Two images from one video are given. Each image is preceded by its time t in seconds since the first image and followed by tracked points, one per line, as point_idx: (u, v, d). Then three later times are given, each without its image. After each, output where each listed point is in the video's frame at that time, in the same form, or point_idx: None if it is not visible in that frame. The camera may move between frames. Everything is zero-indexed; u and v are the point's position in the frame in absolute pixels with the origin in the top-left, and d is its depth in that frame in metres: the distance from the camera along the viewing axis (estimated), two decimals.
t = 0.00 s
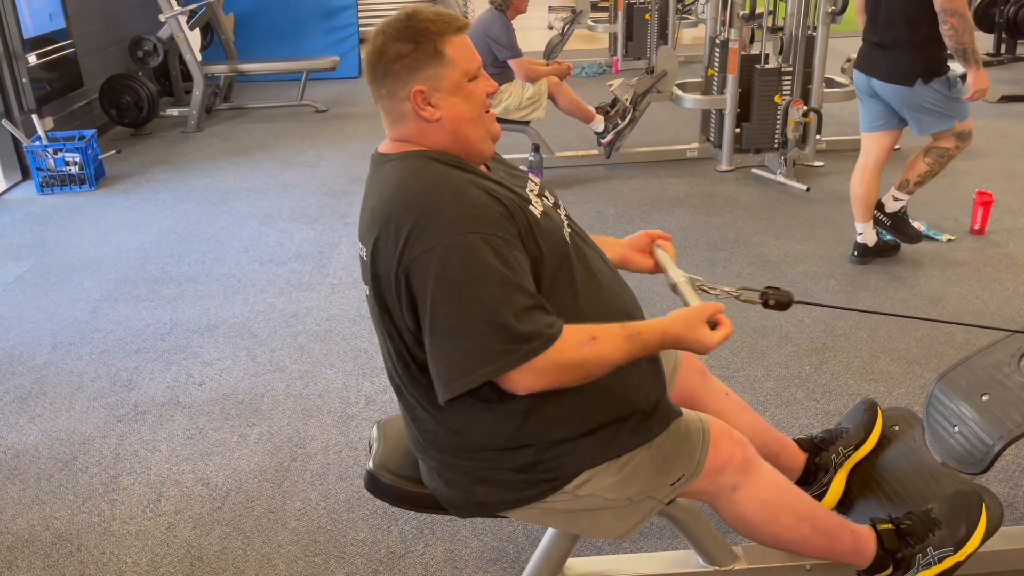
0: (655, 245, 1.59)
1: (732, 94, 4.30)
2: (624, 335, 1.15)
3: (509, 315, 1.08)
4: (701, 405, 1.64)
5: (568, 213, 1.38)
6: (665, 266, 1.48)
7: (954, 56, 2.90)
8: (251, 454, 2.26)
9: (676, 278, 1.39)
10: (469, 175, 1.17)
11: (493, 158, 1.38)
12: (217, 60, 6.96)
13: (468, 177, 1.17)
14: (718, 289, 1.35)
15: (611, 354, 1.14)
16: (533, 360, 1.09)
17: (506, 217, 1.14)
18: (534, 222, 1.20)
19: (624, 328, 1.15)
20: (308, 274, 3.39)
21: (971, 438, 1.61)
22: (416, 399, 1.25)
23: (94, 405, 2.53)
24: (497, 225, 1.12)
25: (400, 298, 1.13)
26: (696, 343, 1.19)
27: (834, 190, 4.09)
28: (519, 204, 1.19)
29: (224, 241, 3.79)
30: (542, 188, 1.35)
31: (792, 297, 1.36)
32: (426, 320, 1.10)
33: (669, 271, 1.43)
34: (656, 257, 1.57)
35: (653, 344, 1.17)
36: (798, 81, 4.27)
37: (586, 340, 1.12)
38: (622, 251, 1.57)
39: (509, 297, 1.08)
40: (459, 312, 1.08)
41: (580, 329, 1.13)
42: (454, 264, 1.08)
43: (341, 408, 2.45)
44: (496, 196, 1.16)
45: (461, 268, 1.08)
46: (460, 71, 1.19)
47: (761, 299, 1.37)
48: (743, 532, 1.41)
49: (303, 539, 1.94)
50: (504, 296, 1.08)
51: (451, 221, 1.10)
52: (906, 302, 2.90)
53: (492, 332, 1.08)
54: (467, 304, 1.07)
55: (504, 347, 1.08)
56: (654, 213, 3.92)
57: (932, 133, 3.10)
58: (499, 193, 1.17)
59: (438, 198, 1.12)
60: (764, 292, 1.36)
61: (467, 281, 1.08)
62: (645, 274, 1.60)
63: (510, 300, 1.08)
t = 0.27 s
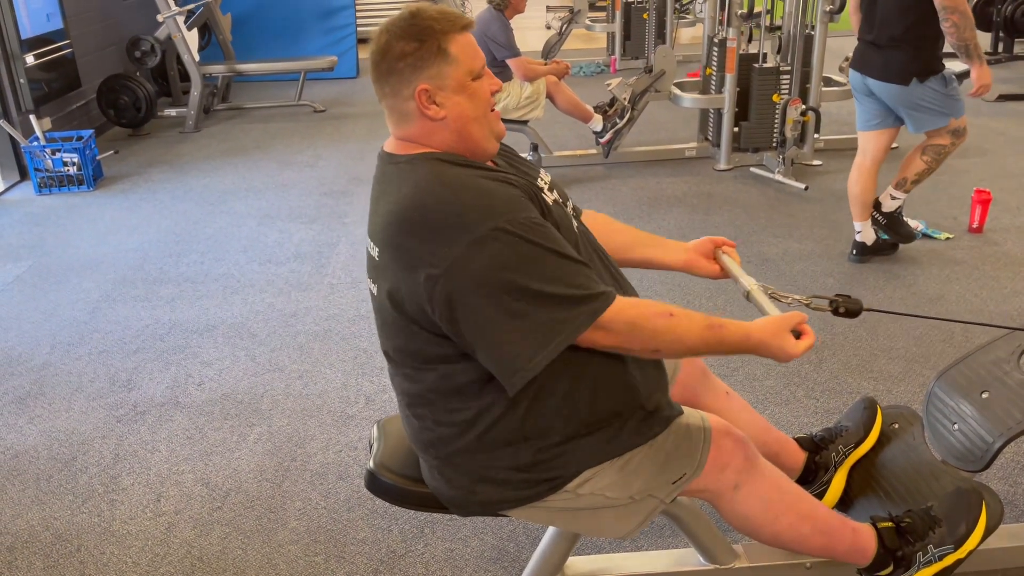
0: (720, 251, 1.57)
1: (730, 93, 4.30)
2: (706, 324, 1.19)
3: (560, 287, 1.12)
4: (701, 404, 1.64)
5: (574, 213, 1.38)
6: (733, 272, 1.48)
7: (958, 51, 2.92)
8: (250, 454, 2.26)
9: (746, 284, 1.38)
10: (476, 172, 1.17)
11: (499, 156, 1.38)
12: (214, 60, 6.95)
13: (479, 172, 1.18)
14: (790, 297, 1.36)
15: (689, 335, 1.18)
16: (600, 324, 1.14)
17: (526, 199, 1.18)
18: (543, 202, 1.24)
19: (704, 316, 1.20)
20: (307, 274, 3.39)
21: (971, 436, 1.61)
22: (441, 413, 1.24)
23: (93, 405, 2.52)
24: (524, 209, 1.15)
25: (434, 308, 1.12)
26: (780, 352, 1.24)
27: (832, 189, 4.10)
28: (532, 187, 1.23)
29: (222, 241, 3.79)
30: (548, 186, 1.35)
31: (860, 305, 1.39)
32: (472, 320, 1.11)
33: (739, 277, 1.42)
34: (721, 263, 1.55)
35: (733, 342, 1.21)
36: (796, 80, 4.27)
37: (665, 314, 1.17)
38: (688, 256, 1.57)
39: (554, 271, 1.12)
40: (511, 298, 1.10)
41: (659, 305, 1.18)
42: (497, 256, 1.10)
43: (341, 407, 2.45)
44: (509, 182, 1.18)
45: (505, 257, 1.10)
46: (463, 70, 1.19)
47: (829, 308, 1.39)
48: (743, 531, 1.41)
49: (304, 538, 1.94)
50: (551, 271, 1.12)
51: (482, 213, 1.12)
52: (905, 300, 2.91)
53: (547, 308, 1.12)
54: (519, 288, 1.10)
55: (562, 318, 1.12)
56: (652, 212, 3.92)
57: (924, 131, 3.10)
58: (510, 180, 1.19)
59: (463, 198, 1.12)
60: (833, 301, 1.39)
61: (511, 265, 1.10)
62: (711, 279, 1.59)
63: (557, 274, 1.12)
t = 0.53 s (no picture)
0: (729, 245, 1.57)
1: (727, 92, 4.30)
2: (718, 311, 1.22)
3: (564, 270, 1.12)
4: (699, 403, 1.64)
5: (575, 211, 1.37)
6: (742, 265, 1.48)
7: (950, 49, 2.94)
8: (247, 454, 2.25)
9: (757, 278, 1.37)
10: (475, 169, 1.17)
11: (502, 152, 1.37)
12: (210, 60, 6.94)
13: (477, 169, 1.18)
14: (800, 291, 1.34)
15: (699, 319, 1.20)
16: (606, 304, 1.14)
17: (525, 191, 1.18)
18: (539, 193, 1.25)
19: (716, 304, 1.22)
20: (303, 273, 3.38)
21: (968, 434, 1.61)
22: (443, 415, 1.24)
23: (89, 406, 2.52)
24: (524, 199, 1.15)
25: (442, 307, 1.13)
26: (790, 346, 1.26)
27: (829, 187, 4.10)
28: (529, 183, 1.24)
29: (218, 241, 3.78)
30: (548, 185, 1.34)
31: (870, 301, 1.37)
32: (480, 314, 1.12)
33: (749, 271, 1.42)
34: (729, 256, 1.56)
35: (743, 332, 1.23)
36: (793, 78, 4.27)
37: (678, 297, 1.19)
38: (697, 250, 1.57)
39: (558, 255, 1.12)
40: (518, 288, 1.11)
41: (673, 289, 1.20)
42: (502, 247, 1.10)
43: (338, 407, 2.44)
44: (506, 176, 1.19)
45: (510, 248, 1.10)
46: (462, 68, 1.19)
47: (839, 303, 1.37)
48: (740, 531, 1.41)
49: (300, 539, 1.94)
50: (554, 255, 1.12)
51: (484, 204, 1.12)
52: (902, 299, 2.91)
53: (554, 293, 1.12)
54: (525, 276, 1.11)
55: (568, 303, 1.13)
56: (649, 211, 3.92)
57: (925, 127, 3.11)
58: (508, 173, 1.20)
59: (464, 192, 1.13)
60: (843, 296, 1.36)
61: (516, 253, 1.11)
62: (718, 273, 1.59)
63: (560, 257, 1.12)
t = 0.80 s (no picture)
0: (664, 236, 1.58)
1: (723, 90, 4.30)
2: (647, 326, 1.14)
3: (522, 302, 1.08)
4: (695, 400, 1.64)
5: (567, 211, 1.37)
6: (676, 258, 1.48)
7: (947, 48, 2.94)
8: (243, 454, 2.25)
9: (691, 269, 1.37)
10: (467, 169, 1.16)
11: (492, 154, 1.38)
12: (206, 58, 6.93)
13: (468, 171, 1.17)
14: (733, 281, 1.33)
15: (633, 344, 1.13)
16: (546, 352, 1.10)
17: (511, 208, 1.15)
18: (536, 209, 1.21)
19: (646, 318, 1.15)
20: (300, 272, 3.37)
21: (964, 431, 1.61)
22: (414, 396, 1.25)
23: (85, 406, 2.51)
24: (505, 218, 1.12)
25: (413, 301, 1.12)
26: (719, 338, 1.18)
27: (826, 185, 4.10)
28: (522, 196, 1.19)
29: (215, 240, 3.77)
30: (539, 185, 1.34)
31: (806, 291, 1.35)
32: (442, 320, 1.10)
33: (681, 263, 1.42)
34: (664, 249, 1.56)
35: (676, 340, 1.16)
36: (789, 77, 4.28)
37: (608, 327, 1.12)
38: (631, 243, 1.57)
39: (522, 283, 1.08)
40: (473, 307, 1.08)
41: (602, 317, 1.13)
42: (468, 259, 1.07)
43: (335, 406, 2.44)
44: (500, 187, 1.16)
45: (475, 262, 1.07)
46: (458, 66, 1.19)
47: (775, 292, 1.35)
48: (737, 529, 1.41)
49: (298, 538, 1.93)
50: (517, 284, 1.08)
51: (460, 215, 1.09)
52: (898, 296, 2.91)
53: (503, 324, 1.08)
54: (480, 298, 1.07)
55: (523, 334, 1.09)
56: (646, 209, 3.92)
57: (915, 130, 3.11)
58: (503, 185, 1.17)
59: (447, 192, 1.11)
60: (778, 284, 1.34)
61: (483, 274, 1.07)
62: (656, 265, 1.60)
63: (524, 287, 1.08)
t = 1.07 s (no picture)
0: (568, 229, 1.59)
1: (719, 89, 4.31)
2: (537, 332, 1.14)
3: (452, 314, 1.04)
4: (691, 399, 1.64)
5: (561, 213, 1.37)
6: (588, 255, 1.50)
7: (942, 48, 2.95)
8: (239, 454, 2.25)
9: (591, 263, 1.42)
10: (461, 171, 1.16)
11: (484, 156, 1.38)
12: (202, 58, 6.92)
13: (456, 172, 1.16)
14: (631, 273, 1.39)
15: (529, 352, 1.13)
16: (452, 369, 1.06)
17: (481, 226, 1.11)
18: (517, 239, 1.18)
19: (537, 323, 1.14)
20: (296, 272, 3.37)
21: (960, 430, 1.62)
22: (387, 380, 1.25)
23: (81, 406, 2.51)
24: (469, 233, 1.09)
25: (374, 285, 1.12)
26: (609, 328, 1.21)
27: (822, 184, 4.11)
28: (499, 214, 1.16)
29: (211, 240, 3.77)
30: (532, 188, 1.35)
31: (707, 280, 1.39)
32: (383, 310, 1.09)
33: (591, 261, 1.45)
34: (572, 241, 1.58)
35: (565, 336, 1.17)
36: (785, 75, 4.28)
37: (506, 341, 1.10)
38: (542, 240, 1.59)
39: (465, 296, 1.05)
40: (406, 306, 1.05)
41: (502, 329, 1.11)
42: (420, 256, 1.05)
43: (331, 406, 2.44)
44: (484, 206, 1.14)
45: (426, 260, 1.05)
46: (458, 65, 1.18)
47: (675, 282, 1.40)
48: (733, 528, 1.41)
49: (294, 538, 1.93)
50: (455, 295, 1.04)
51: (422, 215, 1.07)
52: (894, 295, 2.92)
53: (426, 330, 1.04)
54: (411, 298, 1.05)
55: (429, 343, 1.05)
56: (643, 208, 3.92)
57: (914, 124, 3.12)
58: (493, 209, 1.15)
59: (428, 190, 1.10)
60: (678, 274, 1.39)
61: (423, 277, 1.05)
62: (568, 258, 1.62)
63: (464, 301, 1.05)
